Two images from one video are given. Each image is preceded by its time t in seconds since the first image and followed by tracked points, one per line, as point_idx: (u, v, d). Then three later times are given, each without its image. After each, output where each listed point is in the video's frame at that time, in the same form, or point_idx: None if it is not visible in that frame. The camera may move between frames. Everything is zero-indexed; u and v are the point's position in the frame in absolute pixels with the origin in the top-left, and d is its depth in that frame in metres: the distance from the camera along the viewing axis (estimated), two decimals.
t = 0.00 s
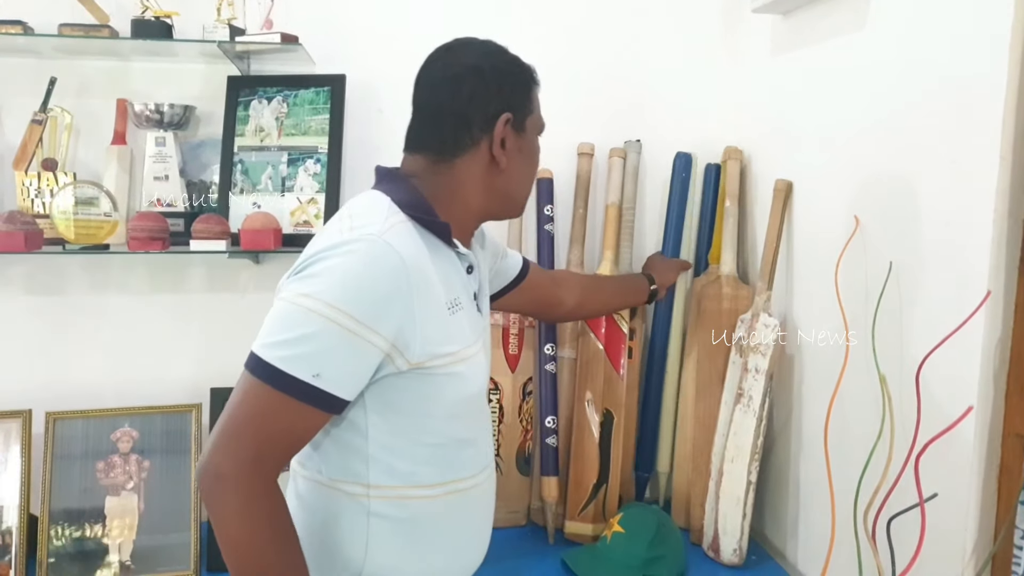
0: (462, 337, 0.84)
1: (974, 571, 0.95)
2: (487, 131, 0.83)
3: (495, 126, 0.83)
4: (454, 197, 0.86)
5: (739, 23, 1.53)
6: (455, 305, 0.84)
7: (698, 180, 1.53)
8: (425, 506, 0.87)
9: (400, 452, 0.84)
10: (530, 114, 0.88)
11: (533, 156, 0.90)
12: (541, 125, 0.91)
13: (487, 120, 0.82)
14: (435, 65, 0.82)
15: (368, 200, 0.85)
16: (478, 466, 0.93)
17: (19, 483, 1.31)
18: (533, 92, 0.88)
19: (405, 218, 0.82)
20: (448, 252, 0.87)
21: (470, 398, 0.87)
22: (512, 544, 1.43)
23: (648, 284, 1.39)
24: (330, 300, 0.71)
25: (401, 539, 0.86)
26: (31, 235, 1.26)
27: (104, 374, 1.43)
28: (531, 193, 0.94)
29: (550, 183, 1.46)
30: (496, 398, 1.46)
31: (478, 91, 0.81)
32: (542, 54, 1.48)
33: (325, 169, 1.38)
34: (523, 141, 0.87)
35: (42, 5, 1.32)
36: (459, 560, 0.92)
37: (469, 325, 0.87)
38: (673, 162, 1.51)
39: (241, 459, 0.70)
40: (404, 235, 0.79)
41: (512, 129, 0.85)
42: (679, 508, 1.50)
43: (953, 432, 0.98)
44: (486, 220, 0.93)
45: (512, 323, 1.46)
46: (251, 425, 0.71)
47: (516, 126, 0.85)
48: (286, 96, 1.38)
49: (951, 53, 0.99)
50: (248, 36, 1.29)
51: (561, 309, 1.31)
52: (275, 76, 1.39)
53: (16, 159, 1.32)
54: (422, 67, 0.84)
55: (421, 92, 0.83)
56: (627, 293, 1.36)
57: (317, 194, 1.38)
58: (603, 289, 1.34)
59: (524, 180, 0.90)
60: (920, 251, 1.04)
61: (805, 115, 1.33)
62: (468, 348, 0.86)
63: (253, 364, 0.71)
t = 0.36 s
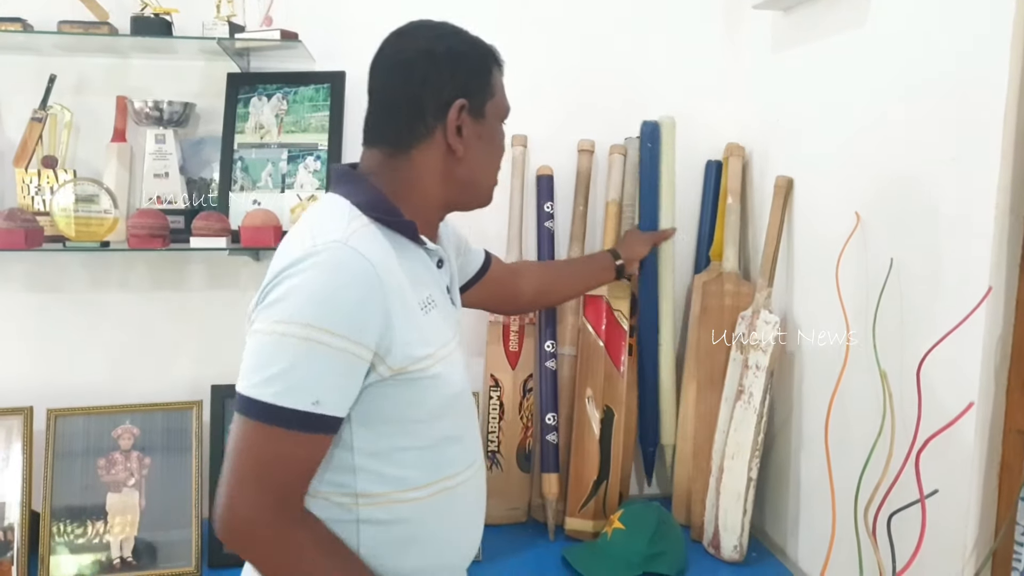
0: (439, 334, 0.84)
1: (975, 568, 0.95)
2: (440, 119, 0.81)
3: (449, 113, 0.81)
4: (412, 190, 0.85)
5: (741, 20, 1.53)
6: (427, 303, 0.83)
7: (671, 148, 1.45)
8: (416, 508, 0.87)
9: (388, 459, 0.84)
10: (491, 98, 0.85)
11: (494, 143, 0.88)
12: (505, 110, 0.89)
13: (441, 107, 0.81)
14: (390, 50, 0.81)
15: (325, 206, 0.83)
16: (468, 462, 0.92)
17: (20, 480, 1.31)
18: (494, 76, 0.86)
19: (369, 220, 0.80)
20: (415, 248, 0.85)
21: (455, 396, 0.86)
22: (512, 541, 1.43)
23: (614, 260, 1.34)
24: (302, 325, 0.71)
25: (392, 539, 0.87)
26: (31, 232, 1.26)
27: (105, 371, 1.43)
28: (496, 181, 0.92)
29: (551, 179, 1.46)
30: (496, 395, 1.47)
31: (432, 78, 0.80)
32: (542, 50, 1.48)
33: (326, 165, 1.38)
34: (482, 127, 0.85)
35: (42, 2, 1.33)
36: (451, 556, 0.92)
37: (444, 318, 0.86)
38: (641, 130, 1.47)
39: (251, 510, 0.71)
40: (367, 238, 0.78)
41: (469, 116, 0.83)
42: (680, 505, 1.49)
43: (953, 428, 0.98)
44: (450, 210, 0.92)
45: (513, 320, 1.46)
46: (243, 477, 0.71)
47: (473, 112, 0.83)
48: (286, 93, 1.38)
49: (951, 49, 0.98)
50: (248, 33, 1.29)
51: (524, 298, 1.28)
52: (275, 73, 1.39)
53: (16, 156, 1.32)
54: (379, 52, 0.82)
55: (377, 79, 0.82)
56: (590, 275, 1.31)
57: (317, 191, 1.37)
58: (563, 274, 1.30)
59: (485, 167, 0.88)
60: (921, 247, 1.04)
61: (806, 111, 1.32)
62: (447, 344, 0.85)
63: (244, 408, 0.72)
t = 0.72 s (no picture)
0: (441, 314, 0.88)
1: (977, 565, 0.95)
2: (393, 111, 0.78)
3: (402, 105, 0.77)
4: (372, 185, 0.82)
5: (746, 16, 1.52)
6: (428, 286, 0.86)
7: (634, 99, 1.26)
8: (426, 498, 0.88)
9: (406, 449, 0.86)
10: (450, 86, 0.80)
11: (456, 132, 0.83)
12: (470, 95, 0.84)
13: (394, 98, 0.77)
14: (345, 38, 0.78)
15: (296, 215, 0.81)
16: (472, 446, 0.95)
17: (24, 473, 1.32)
18: (455, 60, 0.81)
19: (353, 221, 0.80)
20: (400, 242, 0.86)
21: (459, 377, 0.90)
22: (513, 536, 1.43)
23: (576, 224, 1.26)
24: (362, 343, 0.73)
25: (391, 535, 0.87)
26: (35, 226, 1.27)
27: (108, 365, 1.43)
28: (462, 170, 0.88)
29: (554, 175, 1.46)
30: (499, 390, 1.48)
31: (385, 67, 0.76)
32: (545, 45, 1.48)
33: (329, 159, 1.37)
34: (440, 117, 0.81)
35: None
36: (449, 551, 0.92)
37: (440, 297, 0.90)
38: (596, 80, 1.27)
39: (470, 498, 0.78)
40: (370, 237, 0.79)
41: (425, 107, 0.79)
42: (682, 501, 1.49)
43: (956, 425, 0.98)
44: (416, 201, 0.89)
45: (515, 315, 1.47)
46: (432, 492, 0.77)
47: (429, 102, 0.79)
48: (289, 88, 1.38)
49: (956, 45, 0.98)
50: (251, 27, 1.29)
51: (479, 277, 1.21)
52: (278, 68, 1.39)
53: (21, 150, 1.32)
54: (335, 38, 0.79)
55: (334, 67, 0.79)
56: (548, 248, 1.25)
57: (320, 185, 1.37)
58: (521, 251, 1.24)
59: (448, 159, 0.84)
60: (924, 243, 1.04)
61: (810, 107, 1.32)
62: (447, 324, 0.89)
63: (372, 444, 0.76)
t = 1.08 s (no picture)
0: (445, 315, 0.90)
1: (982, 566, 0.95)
2: (373, 119, 0.78)
3: (382, 113, 0.78)
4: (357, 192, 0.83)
5: (748, 18, 1.53)
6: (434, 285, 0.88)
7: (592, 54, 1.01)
8: (434, 499, 0.88)
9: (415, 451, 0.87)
10: (432, 92, 0.80)
11: (439, 137, 0.84)
12: (452, 99, 0.84)
13: (374, 106, 0.78)
14: (323, 42, 0.78)
15: (297, 229, 0.81)
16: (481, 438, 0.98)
17: (29, 475, 1.32)
18: (437, 63, 0.80)
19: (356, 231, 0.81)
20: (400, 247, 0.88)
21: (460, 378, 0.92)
22: (516, 538, 1.44)
23: (525, 195, 1.18)
24: (397, 350, 0.75)
25: (404, 535, 0.87)
26: (41, 229, 1.28)
27: (113, 367, 1.44)
28: (446, 173, 0.89)
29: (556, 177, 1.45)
30: (502, 392, 1.48)
31: (363, 74, 0.76)
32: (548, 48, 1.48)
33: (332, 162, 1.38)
34: (422, 123, 0.81)
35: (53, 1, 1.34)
36: (457, 552, 0.92)
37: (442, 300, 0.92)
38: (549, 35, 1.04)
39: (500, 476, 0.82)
40: (380, 246, 0.80)
41: (406, 114, 0.79)
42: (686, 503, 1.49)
43: (959, 427, 0.98)
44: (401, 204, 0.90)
45: (519, 317, 1.47)
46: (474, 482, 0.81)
47: (410, 109, 0.79)
48: (293, 91, 1.38)
49: (958, 46, 0.99)
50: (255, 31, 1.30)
51: (444, 269, 1.20)
52: (281, 70, 1.39)
53: (27, 153, 1.33)
54: (312, 41, 0.79)
55: (312, 71, 0.79)
56: (502, 229, 1.20)
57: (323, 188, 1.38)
58: (474, 239, 1.20)
59: (432, 164, 0.85)
60: (926, 244, 1.04)
61: (812, 109, 1.32)
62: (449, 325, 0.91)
63: (412, 445, 0.79)
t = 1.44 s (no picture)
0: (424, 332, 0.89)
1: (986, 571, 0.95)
2: (351, 131, 0.78)
3: (360, 125, 0.77)
4: (337, 203, 0.83)
5: (751, 22, 1.53)
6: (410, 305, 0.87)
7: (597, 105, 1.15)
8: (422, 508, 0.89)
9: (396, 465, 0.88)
10: (411, 102, 0.80)
11: (419, 147, 0.83)
12: (433, 106, 0.83)
13: (353, 118, 0.77)
14: (301, 51, 0.77)
15: (271, 249, 0.81)
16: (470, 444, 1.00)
17: (34, 479, 1.33)
18: (418, 70, 0.79)
19: (331, 251, 0.81)
20: (378, 262, 0.88)
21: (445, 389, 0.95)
22: (519, 542, 1.44)
23: (498, 216, 1.28)
24: (362, 379, 0.74)
25: (397, 544, 0.88)
26: (46, 233, 1.29)
27: (118, 371, 1.45)
28: (428, 181, 0.88)
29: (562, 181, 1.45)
30: (505, 396, 1.48)
31: (340, 85, 0.75)
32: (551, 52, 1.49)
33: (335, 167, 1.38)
34: (402, 134, 0.81)
35: (58, 6, 1.34)
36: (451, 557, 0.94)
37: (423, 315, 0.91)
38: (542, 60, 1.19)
39: (468, 524, 0.80)
40: (351, 270, 0.80)
41: (385, 125, 0.79)
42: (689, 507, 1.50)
43: (963, 432, 0.98)
44: (383, 212, 0.90)
45: (522, 321, 1.48)
46: (433, 528, 0.79)
47: (389, 120, 0.79)
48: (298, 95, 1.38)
49: (961, 52, 0.99)
50: (259, 37, 1.30)
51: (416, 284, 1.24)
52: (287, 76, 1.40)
53: (33, 159, 1.33)
54: (291, 49, 0.78)
55: (291, 80, 0.78)
56: (476, 247, 1.27)
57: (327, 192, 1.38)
58: (449, 256, 1.26)
59: (412, 175, 0.84)
60: (929, 249, 1.04)
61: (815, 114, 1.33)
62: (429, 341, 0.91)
63: (371, 479, 0.78)
